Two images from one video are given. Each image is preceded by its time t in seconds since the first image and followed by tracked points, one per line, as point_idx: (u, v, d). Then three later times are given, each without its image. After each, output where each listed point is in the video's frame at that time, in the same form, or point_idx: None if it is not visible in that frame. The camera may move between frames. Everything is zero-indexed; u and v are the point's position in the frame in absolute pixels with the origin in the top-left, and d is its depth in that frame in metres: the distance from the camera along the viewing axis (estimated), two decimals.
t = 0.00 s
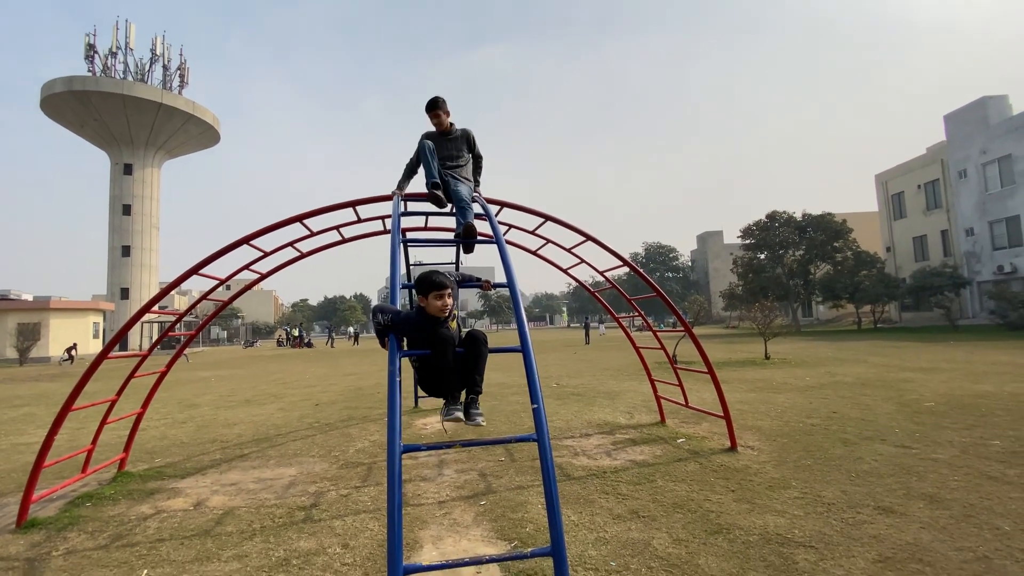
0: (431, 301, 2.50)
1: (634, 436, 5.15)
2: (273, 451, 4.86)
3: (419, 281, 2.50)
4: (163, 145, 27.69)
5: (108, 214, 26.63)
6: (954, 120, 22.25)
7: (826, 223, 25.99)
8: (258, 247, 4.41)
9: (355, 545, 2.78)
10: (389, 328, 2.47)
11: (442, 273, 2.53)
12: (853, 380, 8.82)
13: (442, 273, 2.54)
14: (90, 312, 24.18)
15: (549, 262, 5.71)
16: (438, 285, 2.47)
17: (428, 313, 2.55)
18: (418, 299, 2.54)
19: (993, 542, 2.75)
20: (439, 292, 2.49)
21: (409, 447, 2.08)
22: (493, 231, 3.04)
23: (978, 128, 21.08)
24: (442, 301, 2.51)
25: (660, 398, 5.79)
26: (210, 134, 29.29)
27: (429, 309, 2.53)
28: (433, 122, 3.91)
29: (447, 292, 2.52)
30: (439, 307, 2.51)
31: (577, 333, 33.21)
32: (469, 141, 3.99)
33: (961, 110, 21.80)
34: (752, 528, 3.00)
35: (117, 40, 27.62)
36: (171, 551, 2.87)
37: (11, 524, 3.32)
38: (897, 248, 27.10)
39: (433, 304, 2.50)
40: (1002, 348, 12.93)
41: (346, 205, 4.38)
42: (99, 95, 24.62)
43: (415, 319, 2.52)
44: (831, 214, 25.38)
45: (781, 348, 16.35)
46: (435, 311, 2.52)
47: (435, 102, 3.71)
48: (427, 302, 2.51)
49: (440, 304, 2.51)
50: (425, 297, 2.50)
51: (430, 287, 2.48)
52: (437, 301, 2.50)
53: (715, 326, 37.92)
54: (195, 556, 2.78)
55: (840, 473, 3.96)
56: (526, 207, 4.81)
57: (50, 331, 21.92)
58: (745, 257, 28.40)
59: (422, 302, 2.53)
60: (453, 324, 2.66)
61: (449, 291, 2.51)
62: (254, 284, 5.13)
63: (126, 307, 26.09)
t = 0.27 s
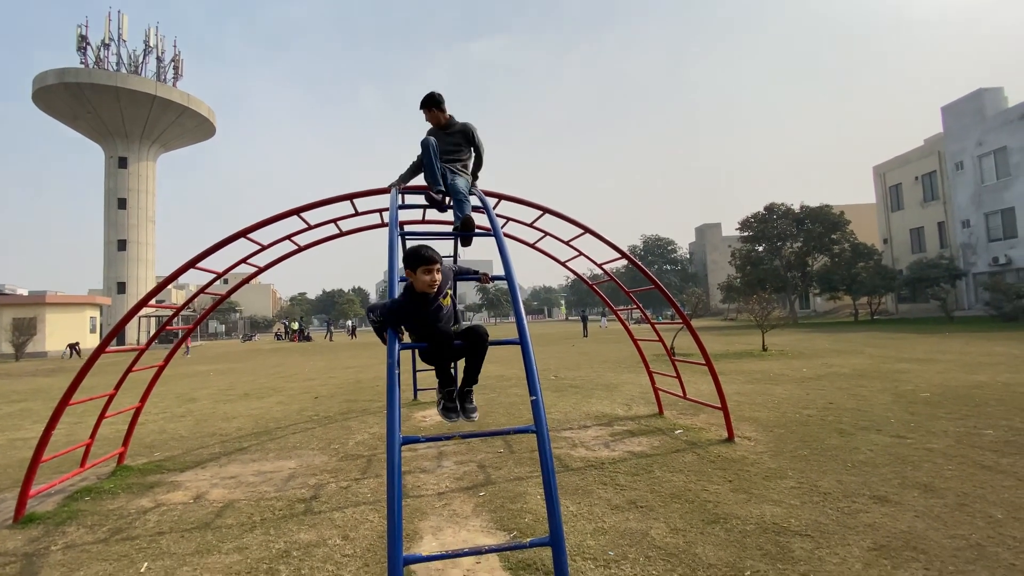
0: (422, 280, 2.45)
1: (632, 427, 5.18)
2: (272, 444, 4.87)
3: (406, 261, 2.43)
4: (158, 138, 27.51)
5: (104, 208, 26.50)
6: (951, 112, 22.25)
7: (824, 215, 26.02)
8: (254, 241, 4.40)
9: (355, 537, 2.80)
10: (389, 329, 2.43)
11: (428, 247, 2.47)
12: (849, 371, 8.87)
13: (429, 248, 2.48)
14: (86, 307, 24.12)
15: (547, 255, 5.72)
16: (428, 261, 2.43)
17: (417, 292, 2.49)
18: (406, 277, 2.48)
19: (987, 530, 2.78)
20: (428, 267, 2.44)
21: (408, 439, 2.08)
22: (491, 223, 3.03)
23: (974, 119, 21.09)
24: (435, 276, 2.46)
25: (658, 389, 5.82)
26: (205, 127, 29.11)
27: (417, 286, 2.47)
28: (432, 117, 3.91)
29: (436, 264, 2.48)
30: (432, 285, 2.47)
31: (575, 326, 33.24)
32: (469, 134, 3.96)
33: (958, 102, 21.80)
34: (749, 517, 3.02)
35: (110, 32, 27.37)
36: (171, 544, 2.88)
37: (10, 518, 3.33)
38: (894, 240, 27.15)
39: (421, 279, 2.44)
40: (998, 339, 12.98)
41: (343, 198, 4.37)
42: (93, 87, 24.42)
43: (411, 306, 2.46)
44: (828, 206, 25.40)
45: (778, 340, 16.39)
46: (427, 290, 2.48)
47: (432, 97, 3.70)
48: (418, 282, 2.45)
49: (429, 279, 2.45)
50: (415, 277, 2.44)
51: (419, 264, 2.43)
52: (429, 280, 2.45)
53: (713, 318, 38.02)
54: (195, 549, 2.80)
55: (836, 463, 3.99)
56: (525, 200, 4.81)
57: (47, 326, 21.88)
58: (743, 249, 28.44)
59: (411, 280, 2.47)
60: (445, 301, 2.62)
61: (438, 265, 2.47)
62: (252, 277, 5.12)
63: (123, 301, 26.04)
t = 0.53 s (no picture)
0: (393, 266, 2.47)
1: (631, 420, 5.20)
2: (273, 438, 4.89)
3: (375, 249, 2.46)
4: (158, 132, 27.45)
5: (104, 203, 26.48)
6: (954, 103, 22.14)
7: (824, 208, 25.98)
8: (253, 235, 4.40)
9: (355, 529, 2.82)
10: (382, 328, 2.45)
11: (396, 228, 2.47)
12: (848, 364, 8.88)
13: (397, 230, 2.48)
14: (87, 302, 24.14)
15: (546, 249, 5.72)
16: (396, 244, 2.43)
17: (395, 277, 2.52)
18: (382, 265, 2.51)
19: (987, 524, 2.80)
20: (396, 250, 2.45)
21: (407, 433, 2.09)
22: (488, 217, 3.04)
23: (978, 110, 20.99)
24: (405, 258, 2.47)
25: (657, 382, 5.84)
26: (204, 121, 29.01)
27: (392, 271, 2.50)
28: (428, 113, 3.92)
29: (408, 244, 2.47)
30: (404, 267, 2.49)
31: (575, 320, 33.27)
32: (467, 126, 3.96)
33: (961, 93, 21.70)
34: (747, 510, 3.04)
35: (108, 26, 27.27)
36: (173, 537, 2.90)
37: (15, 512, 3.35)
38: (895, 232, 27.12)
39: (393, 263, 2.47)
40: (998, 331, 13.00)
41: (341, 191, 4.36)
42: (92, 82, 24.34)
43: (393, 296, 2.48)
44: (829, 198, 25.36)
45: (778, 333, 16.42)
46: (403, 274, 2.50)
47: (427, 93, 3.71)
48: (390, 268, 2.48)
49: (403, 261, 2.47)
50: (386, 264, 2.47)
51: (389, 249, 2.44)
52: (400, 263, 2.47)
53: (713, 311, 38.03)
54: (197, 542, 2.82)
55: (835, 455, 4.01)
56: (524, 194, 4.81)
57: (48, 321, 21.92)
58: (743, 242, 28.41)
59: (387, 266, 2.49)
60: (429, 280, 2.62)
61: (410, 246, 2.47)
62: (251, 271, 5.12)
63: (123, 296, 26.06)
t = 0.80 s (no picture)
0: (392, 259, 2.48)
1: (631, 417, 5.20)
2: (274, 435, 4.90)
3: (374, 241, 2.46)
4: (157, 130, 27.41)
5: (104, 201, 26.49)
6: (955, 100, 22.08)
7: (825, 205, 25.95)
8: (252, 233, 4.39)
9: (355, 527, 2.82)
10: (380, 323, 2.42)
11: (398, 222, 2.46)
12: (848, 361, 8.89)
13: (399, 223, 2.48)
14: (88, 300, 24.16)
15: (547, 246, 5.71)
16: (395, 236, 2.42)
17: (392, 268, 2.53)
18: (381, 257, 2.52)
19: (987, 521, 2.79)
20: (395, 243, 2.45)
21: (406, 431, 2.09)
22: (487, 215, 3.03)
23: (980, 107, 20.93)
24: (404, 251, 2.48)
25: (657, 380, 5.84)
26: (204, 118, 28.98)
27: (390, 263, 2.51)
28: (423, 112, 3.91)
29: (408, 237, 2.47)
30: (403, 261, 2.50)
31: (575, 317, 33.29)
32: (463, 125, 3.94)
33: (963, 90, 21.63)
34: (747, 507, 3.04)
35: (108, 23, 27.24)
36: (173, 534, 2.90)
37: (15, 509, 3.35)
38: (896, 230, 27.09)
39: (392, 256, 2.47)
40: (998, 329, 12.99)
41: (341, 188, 4.35)
42: (91, 79, 24.30)
43: (392, 290, 2.47)
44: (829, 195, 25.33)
45: (778, 330, 16.43)
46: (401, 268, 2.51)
47: (423, 94, 3.69)
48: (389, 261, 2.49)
49: (401, 256, 2.47)
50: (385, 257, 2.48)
51: (388, 241, 2.44)
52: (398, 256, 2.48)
53: (713, 309, 38.01)
54: (197, 539, 2.82)
55: (835, 453, 4.00)
56: (524, 191, 4.79)
57: (49, 318, 21.94)
58: (744, 239, 28.40)
59: (386, 259, 2.50)
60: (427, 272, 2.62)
61: (410, 240, 2.47)
62: (251, 268, 5.11)
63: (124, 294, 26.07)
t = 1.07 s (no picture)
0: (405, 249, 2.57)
1: (630, 418, 5.19)
2: (272, 435, 4.89)
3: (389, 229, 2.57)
4: (155, 127, 27.35)
5: (101, 198, 26.42)
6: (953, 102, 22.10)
7: (824, 206, 25.96)
8: (252, 232, 4.38)
9: (354, 527, 2.81)
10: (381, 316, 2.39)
11: (415, 214, 2.58)
12: (847, 362, 8.89)
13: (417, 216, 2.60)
14: (85, 298, 24.11)
15: (547, 246, 5.70)
16: (411, 223, 2.53)
17: (402, 259, 2.61)
18: (393, 247, 2.61)
19: (984, 521, 2.79)
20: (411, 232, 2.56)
21: (406, 431, 2.08)
22: (488, 215, 3.03)
23: (977, 110, 20.94)
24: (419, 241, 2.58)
25: (656, 381, 5.84)
26: (202, 116, 28.94)
27: (404, 253, 2.60)
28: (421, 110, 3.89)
29: (424, 229, 2.59)
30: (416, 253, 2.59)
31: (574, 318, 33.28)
32: (459, 121, 3.92)
33: (960, 93, 21.65)
34: (746, 509, 3.03)
35: (106, 20, 27.16)
36: (169, 534, 2.89)
37: (9, 509, 3.34)
38: (894, 231, 27.12)
39: (407, 245, 2.57)
40: (996, 331, 12.99)
41: (341, 187, 4.34)
42: (89, 76, 24.25)
43: (399, 278, 2.50)
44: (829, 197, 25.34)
45: (778, 331, 16.41)
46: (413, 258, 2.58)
47: (421, 93, 3.67)
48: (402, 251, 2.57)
49: (416, 246, 2.57)
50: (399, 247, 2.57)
51: (403, 229, 2.54)
52: (412, 245, 2.57)
53: (712, 310, 38.02)
54: (193, 539, 2.81)
55: (834, 454, 4.00)
56: (524, 191, 4.78)
57: (46, 316, 21.90)
58: (743, 241, 28.42)
59: (398, 249, 2.59)
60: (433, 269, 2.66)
61: (425, 233, 2.58)
62: (250, 267, 5.10)
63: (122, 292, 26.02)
